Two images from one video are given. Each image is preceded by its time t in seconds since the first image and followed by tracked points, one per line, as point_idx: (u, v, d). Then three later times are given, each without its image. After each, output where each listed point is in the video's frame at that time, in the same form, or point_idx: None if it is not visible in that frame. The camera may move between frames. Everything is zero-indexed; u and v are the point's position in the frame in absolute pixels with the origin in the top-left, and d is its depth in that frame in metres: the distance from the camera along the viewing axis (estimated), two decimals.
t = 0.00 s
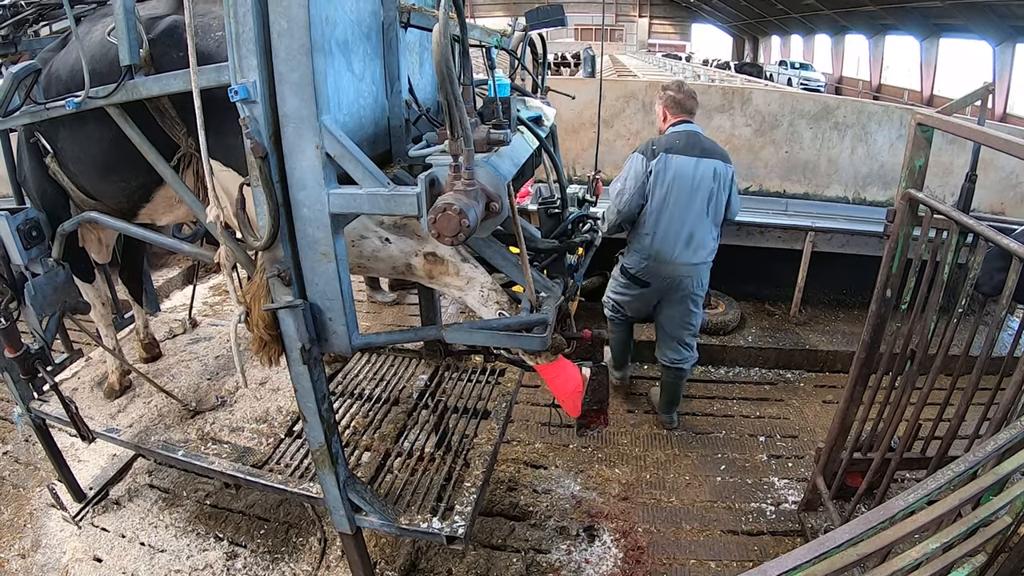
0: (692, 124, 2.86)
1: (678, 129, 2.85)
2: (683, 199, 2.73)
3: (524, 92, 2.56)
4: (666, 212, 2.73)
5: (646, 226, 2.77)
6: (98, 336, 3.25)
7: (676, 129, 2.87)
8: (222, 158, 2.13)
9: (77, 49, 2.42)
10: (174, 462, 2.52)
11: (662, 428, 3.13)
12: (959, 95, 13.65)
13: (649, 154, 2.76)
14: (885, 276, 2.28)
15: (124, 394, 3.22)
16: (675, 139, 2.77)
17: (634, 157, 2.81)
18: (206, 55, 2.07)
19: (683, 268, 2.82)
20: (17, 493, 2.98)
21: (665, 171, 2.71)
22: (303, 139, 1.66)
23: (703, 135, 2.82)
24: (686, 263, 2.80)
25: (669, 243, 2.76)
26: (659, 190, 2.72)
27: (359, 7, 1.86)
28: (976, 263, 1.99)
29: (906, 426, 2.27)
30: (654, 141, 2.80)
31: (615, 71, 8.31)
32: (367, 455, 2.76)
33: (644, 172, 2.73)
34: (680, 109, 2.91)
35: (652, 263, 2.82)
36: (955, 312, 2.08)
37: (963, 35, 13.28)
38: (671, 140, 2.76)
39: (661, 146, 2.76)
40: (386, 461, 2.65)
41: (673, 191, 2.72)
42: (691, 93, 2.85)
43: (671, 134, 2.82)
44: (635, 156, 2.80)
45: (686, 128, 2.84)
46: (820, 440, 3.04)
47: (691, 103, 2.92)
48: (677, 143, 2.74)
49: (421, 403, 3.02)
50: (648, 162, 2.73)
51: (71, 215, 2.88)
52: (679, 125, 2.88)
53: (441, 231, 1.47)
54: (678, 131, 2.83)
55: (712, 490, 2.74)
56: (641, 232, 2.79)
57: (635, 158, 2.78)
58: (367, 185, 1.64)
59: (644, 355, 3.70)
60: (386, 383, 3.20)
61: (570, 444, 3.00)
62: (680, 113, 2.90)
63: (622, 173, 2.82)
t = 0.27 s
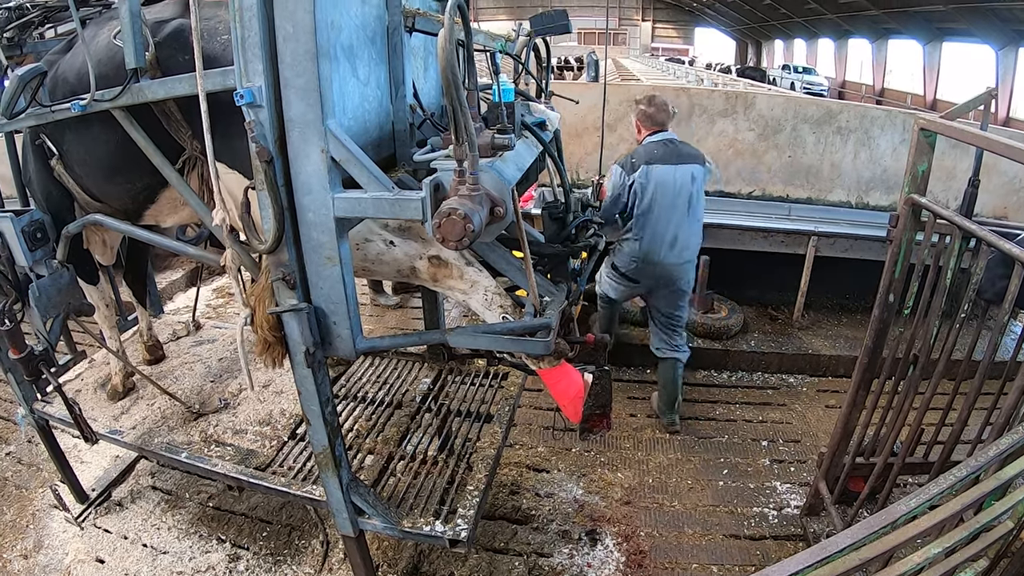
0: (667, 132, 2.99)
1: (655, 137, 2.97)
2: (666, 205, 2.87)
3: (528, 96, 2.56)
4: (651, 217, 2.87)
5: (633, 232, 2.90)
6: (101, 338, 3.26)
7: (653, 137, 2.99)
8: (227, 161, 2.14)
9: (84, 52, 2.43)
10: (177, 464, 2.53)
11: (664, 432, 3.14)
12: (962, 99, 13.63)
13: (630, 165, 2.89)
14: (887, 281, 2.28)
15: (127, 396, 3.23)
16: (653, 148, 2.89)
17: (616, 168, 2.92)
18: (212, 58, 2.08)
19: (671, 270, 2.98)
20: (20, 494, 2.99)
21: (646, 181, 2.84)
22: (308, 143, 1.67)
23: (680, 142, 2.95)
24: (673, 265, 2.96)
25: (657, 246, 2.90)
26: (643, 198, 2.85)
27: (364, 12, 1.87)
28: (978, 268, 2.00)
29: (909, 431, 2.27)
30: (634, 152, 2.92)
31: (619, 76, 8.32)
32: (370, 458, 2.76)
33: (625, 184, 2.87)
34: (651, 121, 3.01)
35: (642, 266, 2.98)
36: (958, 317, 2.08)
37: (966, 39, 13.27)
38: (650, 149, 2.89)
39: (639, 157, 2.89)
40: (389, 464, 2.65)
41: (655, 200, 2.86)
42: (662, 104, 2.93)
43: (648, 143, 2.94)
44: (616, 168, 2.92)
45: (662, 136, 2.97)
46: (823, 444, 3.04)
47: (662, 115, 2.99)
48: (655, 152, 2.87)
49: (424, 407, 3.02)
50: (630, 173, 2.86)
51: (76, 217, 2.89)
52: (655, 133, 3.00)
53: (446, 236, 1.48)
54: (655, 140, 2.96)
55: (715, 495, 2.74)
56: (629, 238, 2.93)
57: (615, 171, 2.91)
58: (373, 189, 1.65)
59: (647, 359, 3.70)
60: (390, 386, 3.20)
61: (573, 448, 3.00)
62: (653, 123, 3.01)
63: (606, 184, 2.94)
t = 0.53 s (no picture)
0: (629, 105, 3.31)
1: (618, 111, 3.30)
2: (640, 168, 3.16)
3: (532, 104, 2.58)
4: (628, 182, 3.15)
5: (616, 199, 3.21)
6: (106, 341, 3.27)
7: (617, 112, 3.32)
8: (233, 167, 2.15)
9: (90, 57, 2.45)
10: (181, 468, 2.54)
11: (667, 438, 3.14)
12: (966, 105, 13.62)
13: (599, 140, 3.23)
14: (890, 287, 2.28)
15: (131, 399, 3.24)
16: (618, 122, 3.24)
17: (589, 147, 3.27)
18: (218, 64, 2.09)
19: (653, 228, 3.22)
20: (23, 496, 3.00)
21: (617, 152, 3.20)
22: (314, 150, 1.68)
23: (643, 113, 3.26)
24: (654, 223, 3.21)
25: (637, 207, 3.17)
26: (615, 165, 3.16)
27: (370, 20, 1.88)
28: (981, 275, 2.00)
29: (911, 437, 2.27)
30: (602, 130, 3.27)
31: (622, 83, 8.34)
32: (374, 463, 2.77)
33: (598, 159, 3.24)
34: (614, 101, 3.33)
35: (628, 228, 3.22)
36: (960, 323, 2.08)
37: (969, 45, 13.28)
38: (615, 124, 3.23)
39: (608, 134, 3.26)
40: (392, 469, 2.66)
41: (629, 165, 3.18)
42: (619, 82, 3.25)
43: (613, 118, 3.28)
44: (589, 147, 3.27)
45: (625, 108, 3.27)
46: (826, 451, 3.04)
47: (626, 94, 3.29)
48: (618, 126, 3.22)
49: (428, 412, 3.03)
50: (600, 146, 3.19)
51: (81, 221, 2.91)
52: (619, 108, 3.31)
53: (451, 242, 1.49)
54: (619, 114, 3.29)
55: (718, 501, 2.74)
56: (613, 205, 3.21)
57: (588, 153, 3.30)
58: (378, 196, 1.66)
59: (650, 365, 3.70)
60: (393, 392, 3.21)
61: (575, 454, 3.01)
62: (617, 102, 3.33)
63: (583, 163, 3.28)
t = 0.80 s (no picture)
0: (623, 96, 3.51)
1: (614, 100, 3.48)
2: (637, 156, 3.38)
3: (538, 110, 2.58)
4: (627, 168, 3.37)
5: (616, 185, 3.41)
6: (111, 345, 3.28)
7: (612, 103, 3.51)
8: (240, 172, 2.16)
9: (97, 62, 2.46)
10: (185, 471, 2.54)
11: (671, 444, 3.14)
12: (971, 110, 13.59)
13: (598, 128, 3.39)
14: (895, 293, 2.28)
15: (136, 403, 3.25)
16: (615, 112, 3.42)
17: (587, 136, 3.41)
18: (225, 69, 2.10)
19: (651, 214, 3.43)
20: (28, 499, 3.01)
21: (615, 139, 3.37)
22: (321, 156, 1.68)
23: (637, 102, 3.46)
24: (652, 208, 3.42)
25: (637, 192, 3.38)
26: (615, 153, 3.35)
27: (376, 26, 1.89)
28: (986, 280, 2.00)
29: (916, 443, 2.27)
30: (599, 119, 3.43)
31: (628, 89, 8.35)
32: (379, 467, 2.77)
33: (598, 145, 3.37)
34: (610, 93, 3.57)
35: (626, 214, 3.43)
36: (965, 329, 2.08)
37: (974, 49, 13.26)
38: (612, 113, 3.41)
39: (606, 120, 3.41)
40: (397, 474, 2.66)
41: (626, 153, 3.38)
42: (614, 74, 3.48)
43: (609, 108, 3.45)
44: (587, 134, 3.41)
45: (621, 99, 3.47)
46: (830, 456, 3.03)
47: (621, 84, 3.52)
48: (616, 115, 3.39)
49: (433, 417, 3.03)
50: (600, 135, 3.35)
51: (88, 225, 2.92)
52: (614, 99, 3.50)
53: (457, 248, 1.49)
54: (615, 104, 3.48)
55: (722, 507, 2.74)
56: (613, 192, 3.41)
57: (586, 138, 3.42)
58: (384, 202, 1.66)
59: (655, 370, 3.70)
60: (398, 396, 3.21)
61: (580, 459, 3.01)
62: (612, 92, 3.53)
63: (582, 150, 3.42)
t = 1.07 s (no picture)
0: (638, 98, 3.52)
1: (630, 103, 3.49)
2: (652, 157, 3.37)
3: (547, 116, 2.59)
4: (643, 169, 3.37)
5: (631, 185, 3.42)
6: (119, 347, 3.29)
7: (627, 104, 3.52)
8: (250, 177, 2.17)
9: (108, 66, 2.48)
10: (192, 474, 2.55)
11: (677, 450, 3.13)
12: (978, 116, 13.55)
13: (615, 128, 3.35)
14: (902, 300, 2.28)
15: (143, 406, 3.26)
16: (631, 113, 3.42)
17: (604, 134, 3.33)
18: (235, 74, 2.12)
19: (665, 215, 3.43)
20: (34, 500, 3.02)
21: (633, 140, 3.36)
22: (331, 161, 1.69)
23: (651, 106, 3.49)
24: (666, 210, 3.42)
25: (652, 193, 3.39)
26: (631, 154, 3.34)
27: (387, 32, 1.90)
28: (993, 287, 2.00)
29: (923, 450, 2.27)
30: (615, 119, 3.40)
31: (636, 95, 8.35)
32: (385, 472, 2.77)
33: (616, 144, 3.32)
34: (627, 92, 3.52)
35: (640, 215, 3.43)
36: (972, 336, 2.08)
37: (980, 55, 13.23)
38: (628, 114, 3.41)
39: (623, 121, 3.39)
40: (404, 479, 2.66)
41: (642, 154, 3.37)
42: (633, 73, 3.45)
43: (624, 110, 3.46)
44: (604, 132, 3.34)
45: (636, 101, 3.49)
46: (837, 463, 3.03)
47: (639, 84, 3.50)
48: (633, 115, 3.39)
49: (440, 422, 3.03)
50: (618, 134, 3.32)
51: (97, 228, 2.93)
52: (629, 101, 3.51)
53: (467, 254, 1.50)
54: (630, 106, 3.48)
55: (728, 513, 2.73)
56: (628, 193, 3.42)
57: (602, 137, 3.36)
58: (394, 208, 1.67)
59: (661, 376, 3.70)
60: (405, 401, 3.22)
61: (586, 465, 3.00)
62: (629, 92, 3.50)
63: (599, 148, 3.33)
